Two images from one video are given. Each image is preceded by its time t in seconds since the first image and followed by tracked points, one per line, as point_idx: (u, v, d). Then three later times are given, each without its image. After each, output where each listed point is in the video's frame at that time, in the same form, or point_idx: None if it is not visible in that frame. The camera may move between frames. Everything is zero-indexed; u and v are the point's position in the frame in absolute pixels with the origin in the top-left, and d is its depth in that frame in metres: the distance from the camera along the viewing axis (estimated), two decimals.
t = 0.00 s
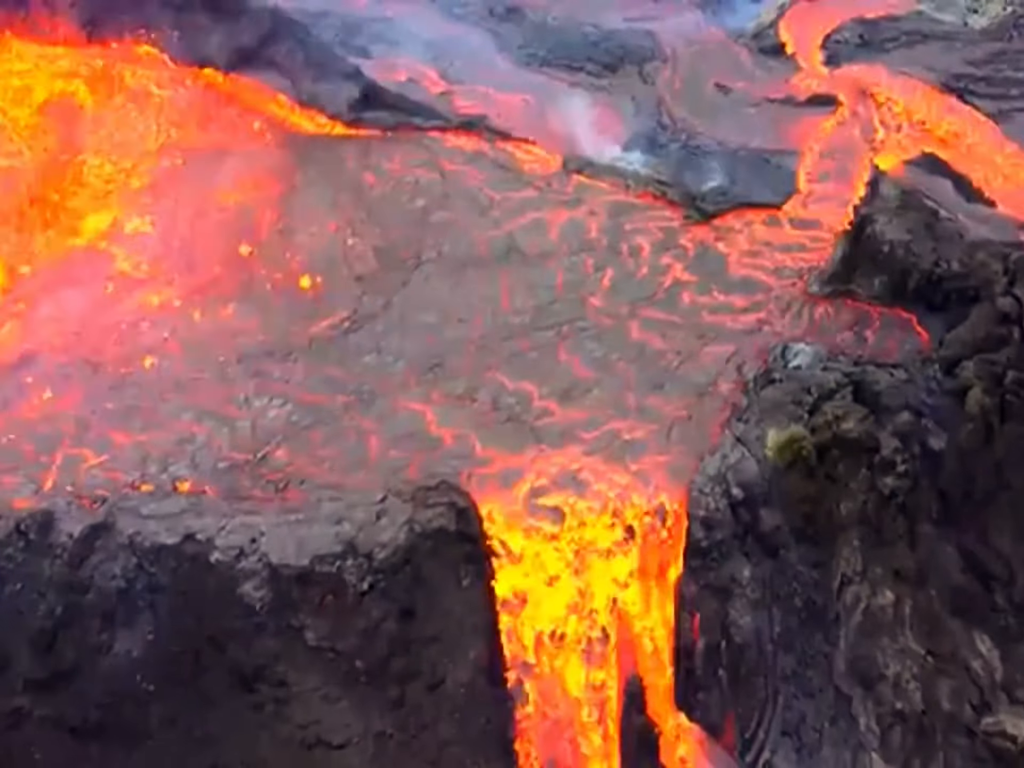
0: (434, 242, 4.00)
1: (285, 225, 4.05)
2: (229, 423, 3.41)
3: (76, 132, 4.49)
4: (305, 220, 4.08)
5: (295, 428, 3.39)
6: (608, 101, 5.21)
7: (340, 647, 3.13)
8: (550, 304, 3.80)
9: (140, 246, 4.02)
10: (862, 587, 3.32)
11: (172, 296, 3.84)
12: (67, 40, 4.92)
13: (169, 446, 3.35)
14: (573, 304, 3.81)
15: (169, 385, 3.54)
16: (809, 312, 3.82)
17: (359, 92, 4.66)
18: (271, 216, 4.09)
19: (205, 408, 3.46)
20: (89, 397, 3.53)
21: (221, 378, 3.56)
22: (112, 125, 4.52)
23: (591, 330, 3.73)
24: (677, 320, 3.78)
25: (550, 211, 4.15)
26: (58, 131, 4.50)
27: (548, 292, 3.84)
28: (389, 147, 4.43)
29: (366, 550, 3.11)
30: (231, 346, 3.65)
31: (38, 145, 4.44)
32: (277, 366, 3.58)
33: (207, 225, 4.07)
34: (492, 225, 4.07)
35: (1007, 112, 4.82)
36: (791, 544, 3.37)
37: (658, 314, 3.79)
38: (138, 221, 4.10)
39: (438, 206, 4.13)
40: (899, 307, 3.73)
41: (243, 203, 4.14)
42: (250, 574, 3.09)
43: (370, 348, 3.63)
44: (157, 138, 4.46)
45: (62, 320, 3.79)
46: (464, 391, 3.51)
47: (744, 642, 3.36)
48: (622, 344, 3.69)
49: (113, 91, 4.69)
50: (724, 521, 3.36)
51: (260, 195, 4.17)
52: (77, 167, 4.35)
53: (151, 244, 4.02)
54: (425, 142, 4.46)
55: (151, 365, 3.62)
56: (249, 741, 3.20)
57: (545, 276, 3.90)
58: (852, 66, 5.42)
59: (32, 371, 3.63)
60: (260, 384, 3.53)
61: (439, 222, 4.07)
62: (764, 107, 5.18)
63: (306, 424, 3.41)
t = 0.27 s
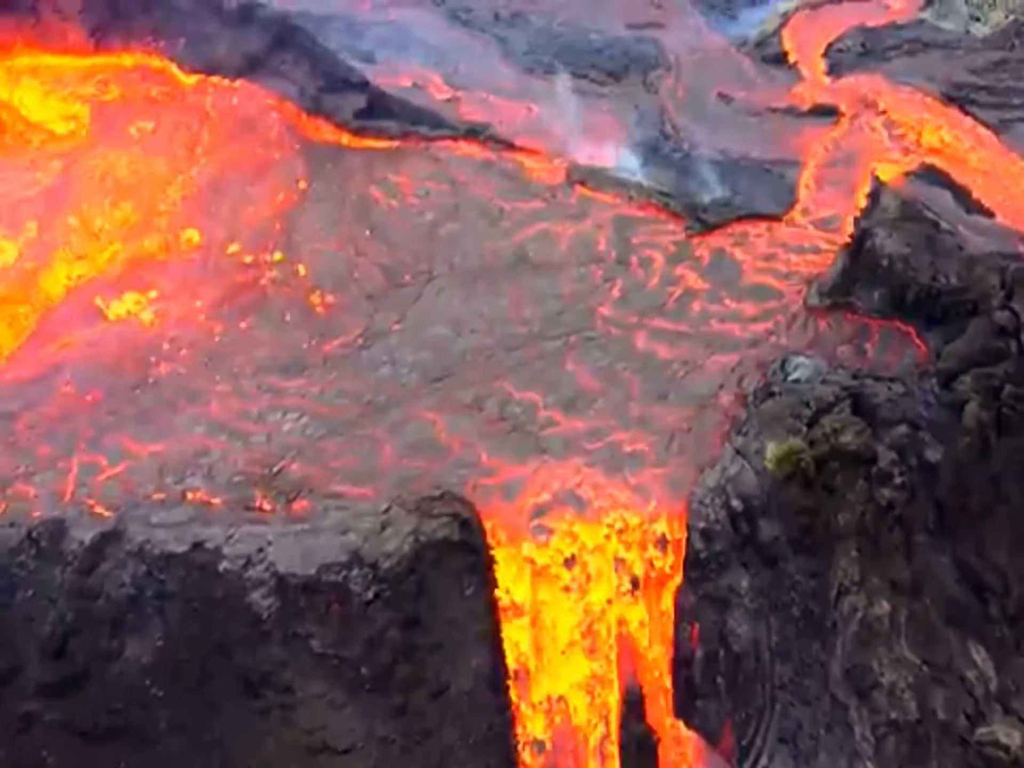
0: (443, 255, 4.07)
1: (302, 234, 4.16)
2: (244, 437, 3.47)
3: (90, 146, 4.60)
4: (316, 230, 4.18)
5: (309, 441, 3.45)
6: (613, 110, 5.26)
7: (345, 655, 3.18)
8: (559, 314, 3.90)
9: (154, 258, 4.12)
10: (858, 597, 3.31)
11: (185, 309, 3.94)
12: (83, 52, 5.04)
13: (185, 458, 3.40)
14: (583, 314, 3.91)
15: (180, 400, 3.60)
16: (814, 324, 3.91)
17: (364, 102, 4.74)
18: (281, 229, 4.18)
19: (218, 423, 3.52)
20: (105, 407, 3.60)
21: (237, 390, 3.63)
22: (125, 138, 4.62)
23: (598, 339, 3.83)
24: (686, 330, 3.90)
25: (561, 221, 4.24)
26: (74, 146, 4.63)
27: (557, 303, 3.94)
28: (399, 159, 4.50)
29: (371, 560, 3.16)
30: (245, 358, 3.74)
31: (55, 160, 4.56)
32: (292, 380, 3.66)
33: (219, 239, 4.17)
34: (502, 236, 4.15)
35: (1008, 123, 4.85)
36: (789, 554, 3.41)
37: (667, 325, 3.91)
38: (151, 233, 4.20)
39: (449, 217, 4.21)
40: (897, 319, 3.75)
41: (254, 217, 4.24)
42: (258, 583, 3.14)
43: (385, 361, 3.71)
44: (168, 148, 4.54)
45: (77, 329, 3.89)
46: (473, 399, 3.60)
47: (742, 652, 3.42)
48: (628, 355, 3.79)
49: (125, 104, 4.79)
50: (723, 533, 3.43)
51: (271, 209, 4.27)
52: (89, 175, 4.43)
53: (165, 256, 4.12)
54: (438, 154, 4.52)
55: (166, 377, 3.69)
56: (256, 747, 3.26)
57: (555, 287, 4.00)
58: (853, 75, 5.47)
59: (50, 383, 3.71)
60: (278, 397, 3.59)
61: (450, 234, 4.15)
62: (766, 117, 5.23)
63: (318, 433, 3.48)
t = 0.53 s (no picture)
0: (449, 265, 4.11)
1: (315, 239, 4.25)
2: (253, 448, 3.49)
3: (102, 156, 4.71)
4: (319, 234, 4.27)
5: (318, 451, 3.48)
6: (615, 117, 5.28)
7: (348, 660, 3.22)
8: (566, 324, 3.94)
9: (164, 266, 4.21)
10: (856, 604, 3.44)
11: (196, 317, 4.03)
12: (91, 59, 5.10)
13: (193, 467, 3.44)
14: (589, 323, 3.94)
15: (190, 404, 3.66)
16: (812, 333, 3.91)
17: (368, 108, 4.76)
18: (287, 240, 4.26)
19: (225, 429, 3.56)
20: (115, 414, 3.65)
21: (243, 395, 3.68)
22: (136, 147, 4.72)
23: (602, 349, 3.86)
24: (691, 338, 3.92)
25: (567, 229, 4.27)
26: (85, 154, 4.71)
27: (564, 312, 3.98)
28: (405, 168, 4.55)
29: (374, 567, 3.21)
30: (254, 366, 3.80)
31: (66, 171, 4.66)
32: (303, 390, 3.70)
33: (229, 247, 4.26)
34: (510, 245, 4.20)
35: (1007, 129, 4.89)
36: (787, 561, 3.46)
37: (674, 332, 3.94)
38: (163, 243, 4.30)
39: (455, 227, 4.25)
40: (896, 329, 3.79)
41: (263, 225, 4.33)
42: (263, 589, 3.19)
43: (391, 370, 3.75)
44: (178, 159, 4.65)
45: (91, 337, 3.99)
46: (480, 408, 3.64)
47: (741, 658, 3.41)
48: (632, 363, 3.83)
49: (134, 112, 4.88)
50: (722, 540, 3.43)
51: (279, 218, 4.35)
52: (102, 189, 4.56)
53: (177, 264, 4.22)
54: (436, 165, 4.56)
55: (176, 386, 3.75)
56: (260, 750, 3.31)
57: (562, 295, 4.03)
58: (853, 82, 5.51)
59: (62, 391, 3.77)
60: (291, 403, 3.65)
61: (458, 243, 4.19)
62: (767, 123, 5.25)
63: (328, 443, 3.50)
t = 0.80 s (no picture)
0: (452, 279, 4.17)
1: (311, 252, 4.27)
2: (261, 457, 3.56)
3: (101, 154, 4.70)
4: (333, 248, 4.28)
5: (324, 462, 3.54)
6: (617, 127, 5.30)
7: (352, 668, 3.29)
8: (574, 338, 3.99)
9: (169, 270, 4.23)
10: (852, 613, 3.49)
11: (202, 323, 4.05)
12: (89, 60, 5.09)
13: (202, 475, 3.50)
14: (596, 337, 4.00)
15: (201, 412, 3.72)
16: (812, 348, 3.92)
17: (372, 118, 4.85)
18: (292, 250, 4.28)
19: (235, 434, 3.63)
20: (127, 424, 3.70)
21: (258, 400, 3.76)
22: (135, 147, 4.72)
23: (609, 363, 3.92)
24: (698, 349, 3.99)
25: (574, 241, 4.33)
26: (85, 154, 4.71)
27: (572, 326, 4.04)
28: (412, 180, 4.62)
29: (378, 578, 3.28)
30: (261, 373, 3.86)
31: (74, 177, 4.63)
32: (303, 390, 3.79)
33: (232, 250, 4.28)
34: (516, 261, 4.25)
35: (1006, 140, 4.97)
36: (784, 572, 3.52)
37: (681, 343, 4.00)
38: (166, 245, 4.31)
39: (457, 242, 4.32)
40: (893, 343, 3.82)
41: (266, 232, 4.35)
42: (268, 599, 3.26)
43: (391, 380, 3.82)
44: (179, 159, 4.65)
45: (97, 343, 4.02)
46: (487, 421, 3.70)
47: (738, 668, 3.51)
48: (638, 376, 3.89)
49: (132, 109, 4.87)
50: (720, 552, 3.52)
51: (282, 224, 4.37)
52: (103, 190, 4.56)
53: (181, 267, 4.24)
54: (438, 179, 4.63)
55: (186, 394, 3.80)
56: (265, 756, 3.36)
57: (571, 309, 4.09)
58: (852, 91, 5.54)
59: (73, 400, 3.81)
60: (286, 410, 3.71)
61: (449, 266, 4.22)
62: (768, 132, 5.31)
63: (331, 455, 3.56)
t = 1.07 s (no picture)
0: (455, 292, 4.22)
1: (309, 268, 4.31)
2: (268, 463, 3.63)
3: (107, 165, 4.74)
4: (340, 263, 4.33)
5: (326, 471, 3.61)
6: (618, 137, 5.20)
7: (356, 680, 3.36)
8: (580, 354, 4.05)
9: (170, 283, 4.25)
10: (847, 626, 3.54)
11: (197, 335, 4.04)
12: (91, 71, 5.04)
13: (211, 486, 3.57)
14: (601, 352, 4.05)
15: (214, 432, 3.73)
16: (812, 363, 3.93)
17: (376, 132, 4.92)
18: (297, 265, 4.32)
19: (250, 441, 3.69)
20: (137, 438, 3.74)
21: (275, 406, 3.81)
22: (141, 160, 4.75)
23: (614, 378, 3.97)
24: (704, 360, 4.05)
25: (576, 257, 4.38)
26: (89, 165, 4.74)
27: (577, 341, 4.09)
28: (416, 193, 4.67)
29: (381, 591, 3.36)
30: (265, 384, 3.89)
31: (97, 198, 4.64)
32: (311, 393, 3.85)
33: (236, 263, 4.32)
34: (516, 277, 4.30)
35: (1003, 152, 5.04)
36: (781, 585, 3.57)
37: (687, 355, 4.06)
38: (193, 264, 4.34)
39: (459, 256, 4.36)
40: (889, 359, 3.86)
41: (272, 246, 4.40)
42: (273, 612, 3.32)
43: (392, 389, 3.88)
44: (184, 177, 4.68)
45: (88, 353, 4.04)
46: (491, 438, 3.76)
47: (734, 680, 3.58)
48: (646, 390, 3.94)
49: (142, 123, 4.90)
50: (718, 565, 3.57)
51: (287, 239, 4.42)
52: (114, 209, 4.58)
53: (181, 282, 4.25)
54: (444, 192, 4.69)
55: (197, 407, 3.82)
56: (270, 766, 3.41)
57: (577, 326, 4.13)
58: (852, 105, 5.54)
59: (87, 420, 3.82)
60: (298, 416, 3.77)
61: (449, 283, 4.26)
62: (767, 145, 5.31)
63: (335, 466, 3.63)
